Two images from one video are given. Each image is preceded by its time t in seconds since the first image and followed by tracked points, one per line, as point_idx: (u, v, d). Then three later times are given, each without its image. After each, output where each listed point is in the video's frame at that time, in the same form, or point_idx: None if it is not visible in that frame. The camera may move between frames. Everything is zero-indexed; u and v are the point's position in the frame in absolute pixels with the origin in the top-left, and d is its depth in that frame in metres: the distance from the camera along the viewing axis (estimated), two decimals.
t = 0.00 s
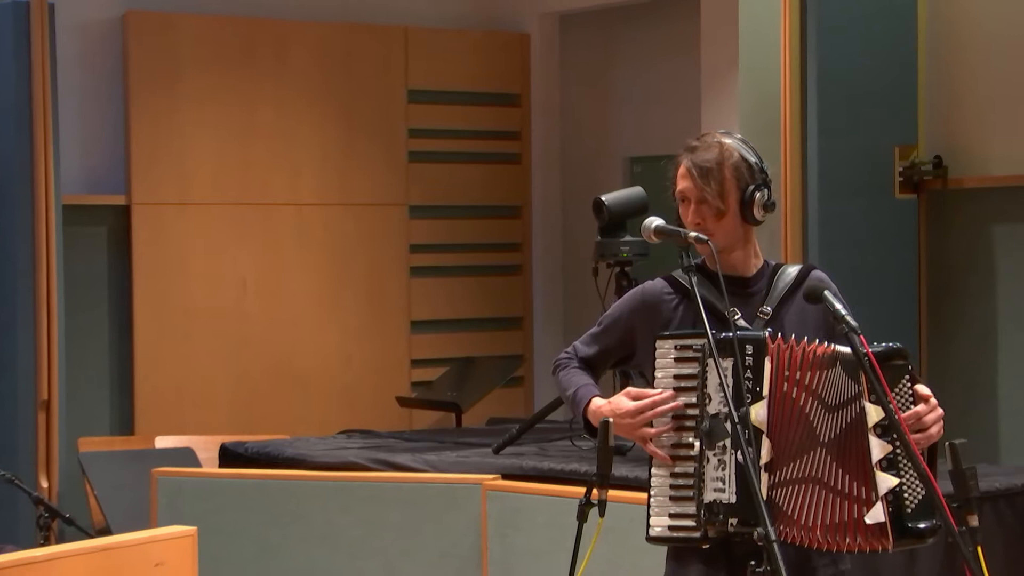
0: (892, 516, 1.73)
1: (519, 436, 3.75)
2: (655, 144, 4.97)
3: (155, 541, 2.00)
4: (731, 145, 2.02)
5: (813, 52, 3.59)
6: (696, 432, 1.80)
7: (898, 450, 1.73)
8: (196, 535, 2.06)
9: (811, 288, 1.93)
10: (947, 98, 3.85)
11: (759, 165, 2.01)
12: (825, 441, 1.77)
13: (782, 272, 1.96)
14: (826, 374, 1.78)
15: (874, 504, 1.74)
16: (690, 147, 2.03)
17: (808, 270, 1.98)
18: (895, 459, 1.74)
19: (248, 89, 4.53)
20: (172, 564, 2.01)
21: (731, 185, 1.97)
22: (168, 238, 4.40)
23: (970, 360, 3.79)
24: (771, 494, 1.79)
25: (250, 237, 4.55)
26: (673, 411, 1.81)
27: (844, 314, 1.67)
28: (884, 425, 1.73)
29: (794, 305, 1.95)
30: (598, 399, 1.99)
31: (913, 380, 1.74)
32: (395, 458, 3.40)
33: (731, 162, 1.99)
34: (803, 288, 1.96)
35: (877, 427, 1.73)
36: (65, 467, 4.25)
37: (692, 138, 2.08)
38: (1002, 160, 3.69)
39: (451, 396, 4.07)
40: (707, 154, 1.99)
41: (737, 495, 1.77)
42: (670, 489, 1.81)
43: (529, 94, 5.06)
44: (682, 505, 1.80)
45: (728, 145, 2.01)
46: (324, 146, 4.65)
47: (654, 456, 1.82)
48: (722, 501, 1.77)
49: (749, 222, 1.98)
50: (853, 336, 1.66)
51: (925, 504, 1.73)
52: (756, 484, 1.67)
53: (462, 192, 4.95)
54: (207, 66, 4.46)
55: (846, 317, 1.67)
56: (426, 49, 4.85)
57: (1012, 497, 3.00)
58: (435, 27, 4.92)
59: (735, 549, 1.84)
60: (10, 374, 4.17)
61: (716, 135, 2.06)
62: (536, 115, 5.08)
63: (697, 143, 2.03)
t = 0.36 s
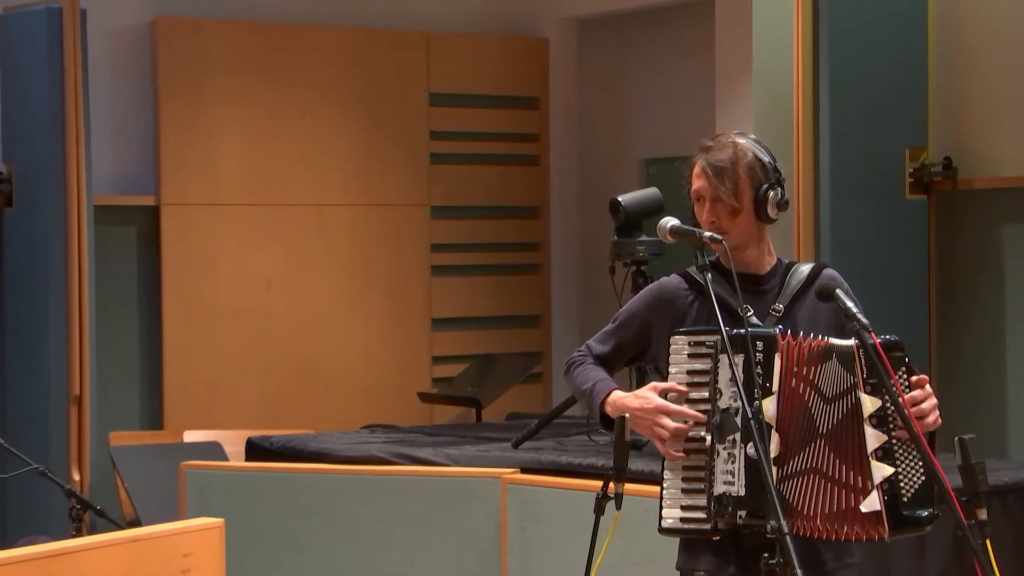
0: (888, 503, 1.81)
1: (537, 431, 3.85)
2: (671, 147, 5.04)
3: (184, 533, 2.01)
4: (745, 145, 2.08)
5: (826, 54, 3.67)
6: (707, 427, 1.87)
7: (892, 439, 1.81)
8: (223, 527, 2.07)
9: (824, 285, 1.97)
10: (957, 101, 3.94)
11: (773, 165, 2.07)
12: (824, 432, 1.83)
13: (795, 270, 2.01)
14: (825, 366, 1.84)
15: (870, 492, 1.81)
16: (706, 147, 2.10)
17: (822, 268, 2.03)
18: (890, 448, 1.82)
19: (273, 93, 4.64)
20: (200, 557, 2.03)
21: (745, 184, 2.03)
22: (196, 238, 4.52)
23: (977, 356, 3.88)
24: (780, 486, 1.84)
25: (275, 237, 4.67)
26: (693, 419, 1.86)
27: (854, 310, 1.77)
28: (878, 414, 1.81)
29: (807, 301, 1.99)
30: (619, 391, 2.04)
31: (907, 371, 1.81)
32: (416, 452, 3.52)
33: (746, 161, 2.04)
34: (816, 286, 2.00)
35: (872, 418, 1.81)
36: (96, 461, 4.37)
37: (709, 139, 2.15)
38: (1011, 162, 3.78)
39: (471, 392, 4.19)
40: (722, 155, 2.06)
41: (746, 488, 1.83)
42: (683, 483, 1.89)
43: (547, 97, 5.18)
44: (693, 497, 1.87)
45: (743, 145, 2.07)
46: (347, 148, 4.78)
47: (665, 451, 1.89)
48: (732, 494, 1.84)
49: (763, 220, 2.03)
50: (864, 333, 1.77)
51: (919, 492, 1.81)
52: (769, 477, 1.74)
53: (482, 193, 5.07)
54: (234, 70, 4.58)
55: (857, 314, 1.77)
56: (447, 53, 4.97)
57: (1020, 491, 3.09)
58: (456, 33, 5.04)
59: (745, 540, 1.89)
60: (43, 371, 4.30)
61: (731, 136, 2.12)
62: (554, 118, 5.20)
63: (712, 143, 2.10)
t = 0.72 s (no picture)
0: (885, 496, 1.86)
1: (555, 426, 3.95)
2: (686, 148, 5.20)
3: (211, 524, 1.87)
4: (760, 146, 2.12)
5: (837, 58, 3.77)
6: (722, 421, 1.92)
7: (893, 433, 1.86)
8: (251, 519, 1.94)
9: (835, 284, 2.01)
10: (966, 103, 4.02)
11: (787, 164, 2.11)
12: (829, 424, 1.88)
13: (806, 269, 2.05)
14: (833, 360, 1.88)
15: (868, 484, 1.85)
16: (721, 148, 2.14)
17: (831, 267, 2.07)
18: (890, 442, 1.86)
19: (297, 96, 4.76)
20: (227, 548, 1.89)
21: (760, 184, 2.07)
22: (223, 238, 4.65)
23: (986, 352, 3.96)
24: (794, 480, 1.89)
25: (299, 237, 4.78)
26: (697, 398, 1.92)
27: (865, 308, 1.84)
28: (878, 408, 1.86)
29: (819, 300, 2.03)
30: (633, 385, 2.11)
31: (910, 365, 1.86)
32: (437, 446, 3.62)
33: (760, 162, 2.09)
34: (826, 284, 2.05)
35: (873, 411, 1.86)
36: (125, 454, 4.48)
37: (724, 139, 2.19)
38: (1019, 163, 3.87)
39: (490, 388, 4.29)
40: (737, 155, 2.10)
41: (761, 481, 1.88)
42: (696, 475, 1.93)
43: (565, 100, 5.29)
44: (707, 490, 1.92)
45: (758, 146, 2.11)
46: (370, 150, 4.89)
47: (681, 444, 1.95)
48: (747, 487, 1.88)
49: (778, 219, 2.07)
50: (876, 331, 1.83)
51: (914, 487, 1.86)
52: (782, 471, 1.78)
53: (502, 195, 5.19)
54: (260, 73, 4.69)
55: (868, 312, 1.84)
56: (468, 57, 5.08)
57: None
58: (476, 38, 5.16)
59: (759, 533, 1.95)
60: (75, 367, 4.43)
61: (745, 137, 2.16)
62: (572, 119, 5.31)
63: (727, 144, 2.14)
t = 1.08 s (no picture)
0: (882, 483, 1.95)
1: (572, 421, 4.06)
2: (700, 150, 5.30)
3: (236, 515, 1.94)
4: (767, 147, 2.18)
5: (848, 62, 3.87)
6: (738, 416, 1.98)
7: (891, 422, 1.96)
8: (275, 511, 2.00)
9: (844, 282, 2.08)
10: (976, 106, 4.12)
11: (794, 164, 2.16)
12: (832, 414, 1.97)
13: (815, 268, 2.11)
14: (835, 352, 1.97)
15: (866, 471, 1.94)
16: (729, 150, 2.20)
17: (840, 264, 2.14)
18: (887, 431, 1.96)
19: (320, 99, 4.88)
20: (252, 540, 1.95)
21: (767, 183, 2.13)
22: (248, 238, 4.77)
23: (995, 349, 4.05)
24: (806, 471, 1.96)
25: (322, 236, 4.90)
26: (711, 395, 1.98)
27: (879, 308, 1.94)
28: (877, 398, 1.96)
29: (829, 297, 2.10)
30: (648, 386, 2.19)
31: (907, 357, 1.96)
32: (457, 440, 3.73)
33: (768, 162, 2.15)
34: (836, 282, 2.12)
35: (872, 401, 1.96)
36: (154, 447, 4.60)
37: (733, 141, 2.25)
38: None
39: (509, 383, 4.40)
40: (745, 156, 2.16)
41: (777, 473, 1.95)
42: (713, 470, 2.00)
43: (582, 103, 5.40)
44: (724, 484, 1.98)
45: (765, 147, 2.17)
46: (391, 152, 5.01)
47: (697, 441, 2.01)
48: (763, 479, 1.95)
49: (786, 217, 2.13)
50: (885, 327, 1.93)
51: (911, 476, 1.96)
52: (795, 465, 1.85)
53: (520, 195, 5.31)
54: (284, 77, 4.82)
55: (879, 311, 1.93)
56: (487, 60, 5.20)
57: None
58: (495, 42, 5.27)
59: (775, 523, 2.02)
60: (105, 363, 4.56)
61: (753, 138, 2.22)
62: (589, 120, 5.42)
63: (736, 146, 2.20)
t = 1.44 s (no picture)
0: (874, 475, 1.97)
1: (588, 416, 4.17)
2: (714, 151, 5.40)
3: (260, 507, 1.92)
4: (780, 144, 2.21)
5: (859, 64, 3.95)
6: (751, 408, 2.00)
7: (888, 416, 1.98)
8: (298, 504, 1.99)
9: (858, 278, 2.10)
10: (984, 108, 4.21)
11: (807, 161, 2.20)
12: (835, 405, 2.00)
13: (831, 263, 2.14)
14: (840, 345, 2.00)
15: (858, 462, 1.97)
16: (744, 149, 2.24)
17: (854, 261, 2.17)
18: (883, 424, 1.98)
19: (343, 102, 5.00)
20: (276, 532, 1.94)
21: (782, 179, 2.16)
22: (273, 237, 4.89)
23: (1004, 346, 4.12)
24: (816, 462, 2.00)
25: (345, 236, 5.02)
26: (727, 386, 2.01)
27: (886, 304, 1.93)
28: (876, 391, 1.98)
29: (844, 294, 2.12)
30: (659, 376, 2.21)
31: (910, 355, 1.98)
32: (476, 435, 3.83)
33: (781, 158, 2.18)
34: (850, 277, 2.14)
35: (870, 393, 1.98)
36: (181, 442, 4.71)
37: (747, 141, 2.29)
38: None
39: (527, 379, 4.51)
40: (758, 154, 2.20)
41: (788, 464, 1.98)
42: (725, 460, 2.03)
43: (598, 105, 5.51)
44: (736, 474, 2.01)
45: (778, 144, 2.21)
46: (411, 153, 5.13)
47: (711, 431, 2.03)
48: (775, 470, 1.99)
49: (801, 213, 2.16)
50: (895, 325, 1.94)
51: (903, 471, 1.97)
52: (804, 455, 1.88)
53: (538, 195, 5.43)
54: (308, 80, 4.94)
55: (889, 307, 1.93)
56: (505, 64, 5.32)
57: None
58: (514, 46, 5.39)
59: (786, 516, 2.05)
60: (135, 359, 4.67)
61: (767, 137, 2.25)
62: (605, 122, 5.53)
63: (749, 145, 2.24)
